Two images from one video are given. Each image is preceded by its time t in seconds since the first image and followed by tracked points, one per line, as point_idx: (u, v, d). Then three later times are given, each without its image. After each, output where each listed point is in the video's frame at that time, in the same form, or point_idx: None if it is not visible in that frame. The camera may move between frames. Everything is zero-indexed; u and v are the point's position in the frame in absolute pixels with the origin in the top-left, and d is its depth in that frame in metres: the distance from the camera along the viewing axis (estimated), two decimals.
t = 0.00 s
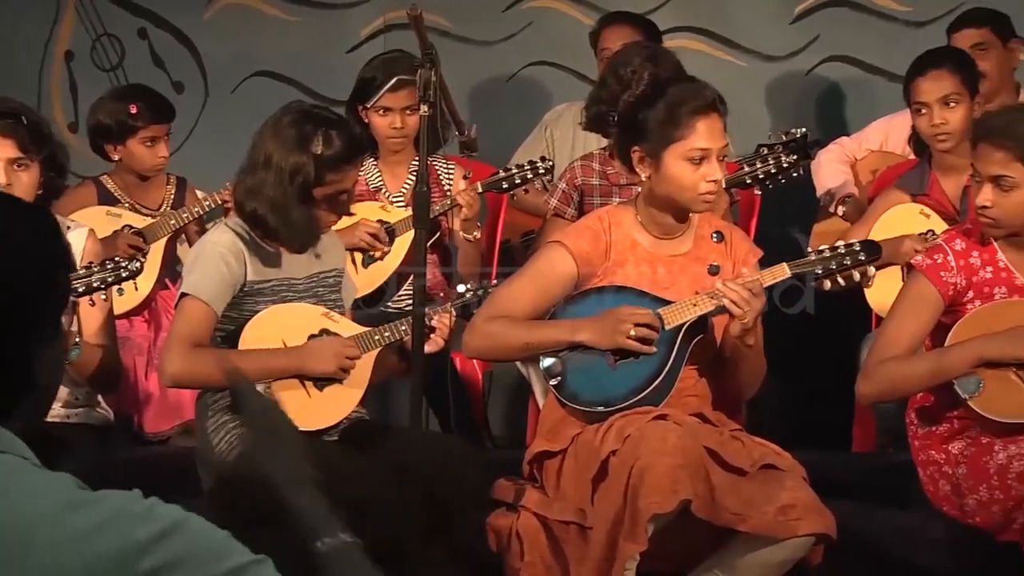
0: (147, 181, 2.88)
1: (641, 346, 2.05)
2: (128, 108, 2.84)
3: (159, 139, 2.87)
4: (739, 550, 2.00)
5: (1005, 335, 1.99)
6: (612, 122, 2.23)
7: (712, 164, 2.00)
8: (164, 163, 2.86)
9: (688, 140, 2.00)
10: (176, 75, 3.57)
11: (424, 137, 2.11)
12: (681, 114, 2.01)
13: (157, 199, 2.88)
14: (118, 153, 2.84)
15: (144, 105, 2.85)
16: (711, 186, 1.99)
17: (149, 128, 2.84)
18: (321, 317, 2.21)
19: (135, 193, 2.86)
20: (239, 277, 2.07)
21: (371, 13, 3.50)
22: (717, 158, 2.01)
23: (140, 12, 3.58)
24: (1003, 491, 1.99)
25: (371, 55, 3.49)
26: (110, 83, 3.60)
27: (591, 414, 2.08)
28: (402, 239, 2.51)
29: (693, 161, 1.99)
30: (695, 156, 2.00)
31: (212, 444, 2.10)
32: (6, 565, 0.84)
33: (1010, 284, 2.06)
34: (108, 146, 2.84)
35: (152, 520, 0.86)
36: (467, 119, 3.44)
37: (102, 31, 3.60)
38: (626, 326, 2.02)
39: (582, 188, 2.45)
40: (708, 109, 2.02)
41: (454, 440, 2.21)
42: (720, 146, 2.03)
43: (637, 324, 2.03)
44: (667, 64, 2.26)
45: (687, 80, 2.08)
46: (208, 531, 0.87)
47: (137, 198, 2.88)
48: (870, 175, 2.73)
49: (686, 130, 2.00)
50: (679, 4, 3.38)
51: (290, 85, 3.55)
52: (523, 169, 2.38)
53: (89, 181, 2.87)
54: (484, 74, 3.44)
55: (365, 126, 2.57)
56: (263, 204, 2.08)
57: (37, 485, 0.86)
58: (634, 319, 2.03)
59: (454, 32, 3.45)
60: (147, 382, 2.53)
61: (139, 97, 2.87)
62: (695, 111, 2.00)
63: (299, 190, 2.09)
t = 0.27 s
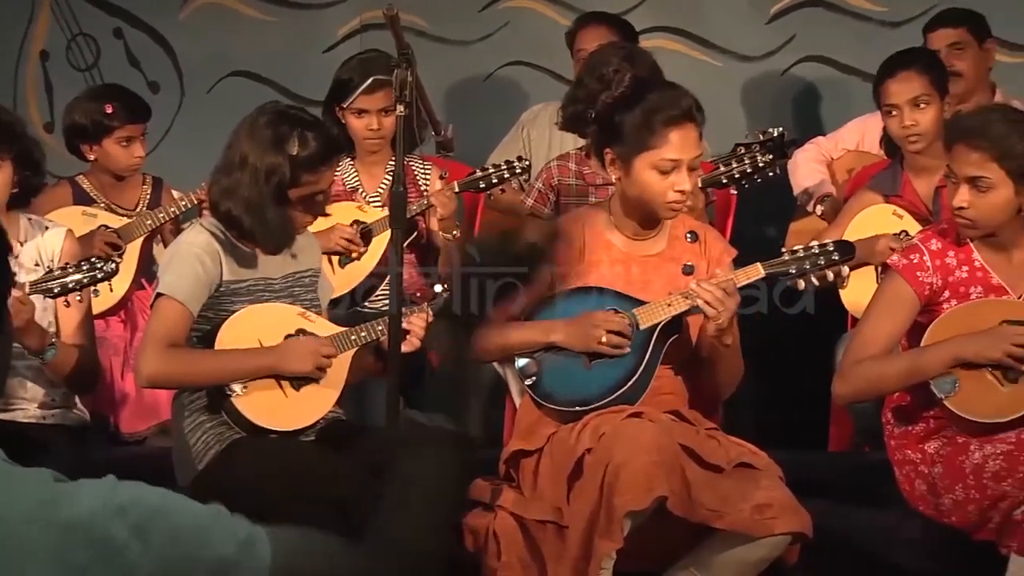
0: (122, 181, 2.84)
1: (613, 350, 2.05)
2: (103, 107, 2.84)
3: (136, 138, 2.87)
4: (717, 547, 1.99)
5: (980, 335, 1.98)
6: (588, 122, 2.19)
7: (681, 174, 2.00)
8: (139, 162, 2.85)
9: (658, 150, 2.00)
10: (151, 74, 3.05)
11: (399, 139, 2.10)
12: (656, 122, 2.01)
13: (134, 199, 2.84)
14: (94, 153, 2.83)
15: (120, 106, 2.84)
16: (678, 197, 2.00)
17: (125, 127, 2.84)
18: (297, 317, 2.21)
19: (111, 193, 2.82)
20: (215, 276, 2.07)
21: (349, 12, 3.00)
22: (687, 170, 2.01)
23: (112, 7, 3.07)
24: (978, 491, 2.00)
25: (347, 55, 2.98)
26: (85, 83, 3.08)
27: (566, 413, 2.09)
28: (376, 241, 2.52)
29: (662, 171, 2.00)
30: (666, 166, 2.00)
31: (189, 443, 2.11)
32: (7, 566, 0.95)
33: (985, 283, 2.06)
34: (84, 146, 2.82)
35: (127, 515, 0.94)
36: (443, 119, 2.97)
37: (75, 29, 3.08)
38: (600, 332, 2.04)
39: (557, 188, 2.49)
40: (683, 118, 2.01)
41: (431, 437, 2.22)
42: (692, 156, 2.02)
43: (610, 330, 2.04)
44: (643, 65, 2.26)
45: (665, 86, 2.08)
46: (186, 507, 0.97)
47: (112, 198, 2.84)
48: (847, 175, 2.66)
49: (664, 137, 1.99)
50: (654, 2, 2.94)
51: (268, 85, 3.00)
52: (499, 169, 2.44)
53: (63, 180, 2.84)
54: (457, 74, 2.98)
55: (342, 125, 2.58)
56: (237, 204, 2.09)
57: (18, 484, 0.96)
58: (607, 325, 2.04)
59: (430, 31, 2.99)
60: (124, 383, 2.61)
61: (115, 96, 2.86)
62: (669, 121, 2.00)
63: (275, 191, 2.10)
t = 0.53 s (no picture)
0: (108, 181, 2.89)
1: (603, 344, 2.04)
2: (90, 108, 2.85)
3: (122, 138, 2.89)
4: (704, 546, 1.99)
5: (965, 335, 1.98)
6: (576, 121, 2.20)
7: (671, 173, 1.99)
8: (126, 162, 2.88)
9: (650, 149, 1.99)
10: (138, 75, 3.64)
11: (388, 137, 2.10)
12: (646, 121, 2.00)
13: (120, 199, 2.89)
14: (79, 153, 2.85)
15: (106, 106, 2.87)
16: (668, 196, 1.99)
17: (111, 127, 2.86)
18: (284, 318, 2.22)
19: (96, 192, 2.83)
20: (202, 276, 2.06)
21: (333, 13, 3.54)
22: (677, 169, 2.00)
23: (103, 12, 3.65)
24: (965, 490, 1.98)
25: (333, 55, 3.53)
26: (71, 83, 3.67)
27: (552, 413, 2.09)
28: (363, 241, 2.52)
29: (653, 170, 1.99)
30: (657, 165, 1.99)
31: (175, 444, 2.11)
32: None
33: (972, 283, 2.07)
34: (70, 145, 2.84)
35: (106, 498, 0.76)
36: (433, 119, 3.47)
37: (65, 31, 3.67)
38: (588, 324, 2.02)
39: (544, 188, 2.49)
40: (674, 118, 2.01)
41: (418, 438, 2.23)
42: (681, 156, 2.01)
43: (599, 322, 2.02)
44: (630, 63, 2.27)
45: (656, 84, 2.07)
46: (152, 497, 0.77)
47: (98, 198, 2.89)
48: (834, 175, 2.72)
49: (653, 137, 1.99)
50: (640, 4, 3.42)
51: (255, 86, 3.60)
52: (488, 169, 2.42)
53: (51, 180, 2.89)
54: (444, 73, 3.49)
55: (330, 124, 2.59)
56: (223, 204, 2.10)
57: None
58: (596, 317, 2.02)
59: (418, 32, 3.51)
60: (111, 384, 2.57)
61: (101, 97, 2.89)
62: (660, 120, 1.99)
63: (261, 191, 2.11)
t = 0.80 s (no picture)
0: (88, 181, 2.87)
1: (581, 344, 2.04)
2: (69, 107, 2.82)
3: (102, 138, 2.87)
4: (685, 547, 1.99)
5: (941, 336, 2.00)
6: (553, 123, 2.20)
7: (647, 177, 2.01)
8: (105, 163, 2.86)
9: (623, 154, 2.00)
10: (117, 75, 2.98)
11: (367, 138, 2.11)
12: (621, 125, 2.00)
13: (100, 199, 2.87)
14: (59, 153, 2.85)
15: (86, 105, 2.83)
16: (644, 200, 2.01)
17: (91, 127, 2.83)
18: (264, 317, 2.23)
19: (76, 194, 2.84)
20: (182, 277, 2.07)
21: (314, 12, 3.00)
22: (652, 172, 2.01)
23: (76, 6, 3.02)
24: (944, 491, 2.00)
25: (315, 55, 2.97)
26: (50, 84, 3.03)
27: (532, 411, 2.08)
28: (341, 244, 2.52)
29: (628, 175, 2.00)
30: (631, 170, 2.00)
31: (155, 445, 2.10)
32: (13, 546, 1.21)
33: (951, 284, 2.08)
34: (50, 146, 2.84)
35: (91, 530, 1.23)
36: (409, 120, 2.95)
37: (42, 31, 3.04)
38: (568, 323, 2.02)
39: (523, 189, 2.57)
40: (647, 122, 2.02)
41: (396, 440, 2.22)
42: (657, 159, 2.02)
43: (578, 321, 2.02)
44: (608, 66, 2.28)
45: (631, 88, 2.07)
46: (146, 518, 1.30)
47: (78, 198, 2.86)
48: (813, 175, 2.72)
49: (630, 141, 1.99)
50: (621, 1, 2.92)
51: (234, 86, 2.95)
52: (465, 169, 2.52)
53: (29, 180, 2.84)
54: (423, 74, 2.94)
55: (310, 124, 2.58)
56: (203, 204, 2.09)
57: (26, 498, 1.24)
58: (575, 315, 2.02)
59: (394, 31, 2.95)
60: (89, 385, 2.62)
61: (82, 96, 2.84)
62: (634, 124, 2.00)
63: (241, 192, 2.09)
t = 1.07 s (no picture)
0: (65, 182, 2.75)
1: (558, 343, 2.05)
2: (48, 108, 2.76)
3: (81, 139, 2.80)
4: (663, 546, 2.00)
5: (919, 332, 2.01)
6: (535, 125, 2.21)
7: (624, 181, 2.00)
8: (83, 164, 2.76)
9: (602, 157, 2.00)
10: (94, 74, 2.88)
11: (345, 137, 2.13)
12: (601, 129, 2.00)
13: (76, 200, 2.74)
14: (38, 154, 2.76)
15: (65, 106, 2.77)
16: (620, 204, 2.02)
17: (70, 128, 2.77)
18: (241, 318, 2.21)
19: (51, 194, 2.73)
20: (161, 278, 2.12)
21: (293, 12, 2.88)
22: (630, 176, 2.01)
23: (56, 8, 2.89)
24: (922, 490, 1.99)
25: (294, 57, 2.87)
26: (27, 85, 2.89)
27: (509, 412, 2.09)
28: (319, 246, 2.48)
29: (605, 178, 2.00)
30: (609, 173, 2.00)
31: (133, 445, 2.13)
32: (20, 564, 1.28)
33: (928, 284, 2.08)
34: (28, 147, 2.76)
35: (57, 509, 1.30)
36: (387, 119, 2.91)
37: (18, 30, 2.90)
38: (544, 321, 2.03)
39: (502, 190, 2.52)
40: (629, 126, 2.01)
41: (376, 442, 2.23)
42: (636, 164, 2.02)
43: (555, 317, 2.04)
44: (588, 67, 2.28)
45: (613, 91, 2.06)
46: (121, 500, 1.36)
47: (55, 199, 2.74)
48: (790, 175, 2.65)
49: (610, 143, 1.99)
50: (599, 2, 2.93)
51: (211, 85, 2.88)
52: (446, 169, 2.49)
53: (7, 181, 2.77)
54: (402, 74, 2.92)
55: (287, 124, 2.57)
56: (184, 205, 2.14)
57: None
58: (551, 312, 2.04)
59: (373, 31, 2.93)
60: (67, 385, 2.60)
61: (60, 96, 2.78)
62: (614, 128, 1.99)
63: (220, 191, 2.15)
